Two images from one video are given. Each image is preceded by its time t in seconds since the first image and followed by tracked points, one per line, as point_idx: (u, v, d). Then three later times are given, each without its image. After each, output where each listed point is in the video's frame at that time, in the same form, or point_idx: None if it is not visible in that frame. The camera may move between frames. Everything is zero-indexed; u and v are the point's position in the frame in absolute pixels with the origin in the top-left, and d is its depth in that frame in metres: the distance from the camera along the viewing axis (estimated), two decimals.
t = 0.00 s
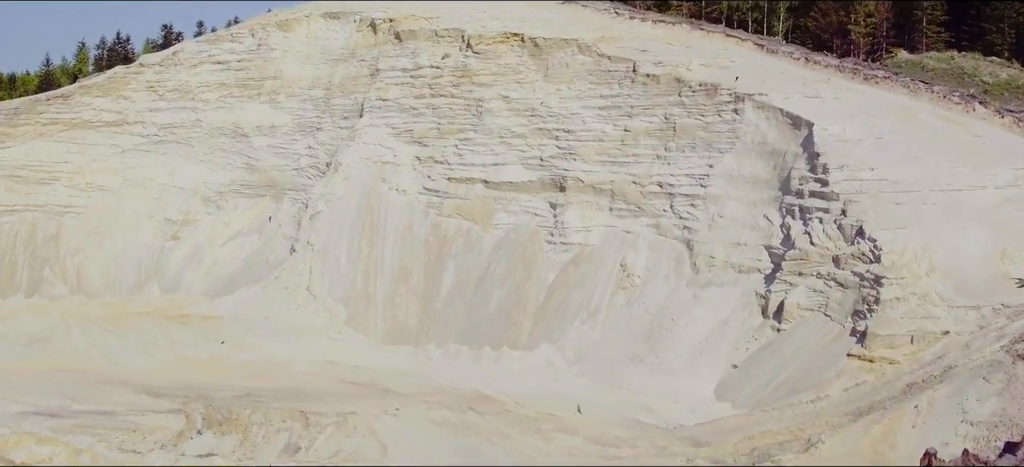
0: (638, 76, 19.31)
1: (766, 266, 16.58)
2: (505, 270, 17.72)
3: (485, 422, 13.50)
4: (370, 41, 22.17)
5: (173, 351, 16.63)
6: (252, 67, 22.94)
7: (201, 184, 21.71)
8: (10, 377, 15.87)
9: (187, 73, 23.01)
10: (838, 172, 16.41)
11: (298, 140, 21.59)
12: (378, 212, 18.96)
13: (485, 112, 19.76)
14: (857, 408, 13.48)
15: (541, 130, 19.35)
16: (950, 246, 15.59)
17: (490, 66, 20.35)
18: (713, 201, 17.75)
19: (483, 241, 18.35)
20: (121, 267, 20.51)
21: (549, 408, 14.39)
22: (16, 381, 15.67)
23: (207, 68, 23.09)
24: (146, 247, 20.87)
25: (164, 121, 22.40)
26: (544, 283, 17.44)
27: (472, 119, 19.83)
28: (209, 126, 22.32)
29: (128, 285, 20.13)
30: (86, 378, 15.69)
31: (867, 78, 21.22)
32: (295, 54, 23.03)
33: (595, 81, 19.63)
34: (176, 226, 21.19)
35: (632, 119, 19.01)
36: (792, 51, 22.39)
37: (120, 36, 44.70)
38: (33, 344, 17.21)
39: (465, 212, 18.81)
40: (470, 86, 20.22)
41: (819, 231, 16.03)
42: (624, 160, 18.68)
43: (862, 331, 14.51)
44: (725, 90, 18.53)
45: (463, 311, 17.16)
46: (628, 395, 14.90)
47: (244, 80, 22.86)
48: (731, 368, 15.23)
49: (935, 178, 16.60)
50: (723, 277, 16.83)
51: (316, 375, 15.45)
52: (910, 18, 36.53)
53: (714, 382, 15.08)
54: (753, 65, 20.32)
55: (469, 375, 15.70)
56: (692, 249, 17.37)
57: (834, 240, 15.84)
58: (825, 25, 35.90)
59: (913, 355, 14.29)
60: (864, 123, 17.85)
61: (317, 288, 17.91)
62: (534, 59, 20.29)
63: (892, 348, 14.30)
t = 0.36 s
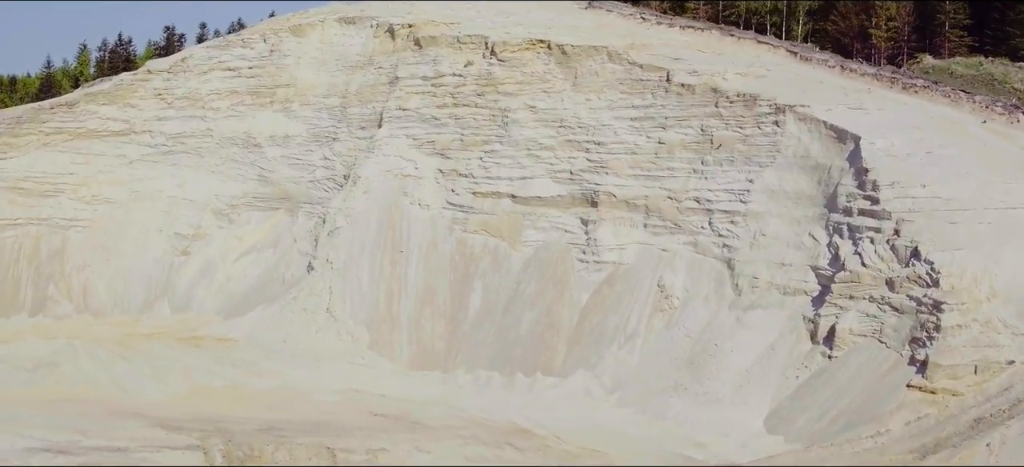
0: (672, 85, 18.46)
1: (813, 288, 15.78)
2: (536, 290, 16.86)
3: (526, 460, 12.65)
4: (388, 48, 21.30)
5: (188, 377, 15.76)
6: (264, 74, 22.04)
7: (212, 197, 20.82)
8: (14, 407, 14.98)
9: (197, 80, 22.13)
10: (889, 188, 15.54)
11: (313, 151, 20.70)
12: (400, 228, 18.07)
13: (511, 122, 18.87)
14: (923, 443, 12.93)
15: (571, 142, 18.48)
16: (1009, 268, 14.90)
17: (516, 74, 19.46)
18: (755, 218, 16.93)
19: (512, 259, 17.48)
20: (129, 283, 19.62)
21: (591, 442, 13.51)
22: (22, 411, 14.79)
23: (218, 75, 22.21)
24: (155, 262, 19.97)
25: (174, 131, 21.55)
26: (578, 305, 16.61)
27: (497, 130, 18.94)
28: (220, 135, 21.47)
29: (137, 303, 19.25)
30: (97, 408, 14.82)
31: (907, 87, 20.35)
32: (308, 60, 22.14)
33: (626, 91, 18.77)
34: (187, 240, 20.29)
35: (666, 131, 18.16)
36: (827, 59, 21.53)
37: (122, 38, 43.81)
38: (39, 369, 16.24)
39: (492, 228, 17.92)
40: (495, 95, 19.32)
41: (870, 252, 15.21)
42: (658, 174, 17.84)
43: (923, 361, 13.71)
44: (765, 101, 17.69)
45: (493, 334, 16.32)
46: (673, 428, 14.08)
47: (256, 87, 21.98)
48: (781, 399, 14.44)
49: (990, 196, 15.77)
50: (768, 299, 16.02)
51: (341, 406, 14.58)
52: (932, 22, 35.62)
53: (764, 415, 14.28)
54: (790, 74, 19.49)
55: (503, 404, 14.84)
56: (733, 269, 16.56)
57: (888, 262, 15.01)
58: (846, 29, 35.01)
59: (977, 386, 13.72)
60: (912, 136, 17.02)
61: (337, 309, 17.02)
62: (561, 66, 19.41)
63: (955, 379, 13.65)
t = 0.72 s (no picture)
0: (709, 96, 17.60)
1: (864, 313, 15.00)
2: (569, 314, 16.00)
3: None
4: (408, 54, 20.40)
5: (202, 407, 14.90)
6: (277, 82, 21.13)
7: (224, 211, 19.95)
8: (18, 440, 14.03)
9: (207, 88, 21.22)
10: (945, 207, 14.70)
11: (330, 164, 19.81)
12: (424, 246, 17.19)
13: (539, 135, 17.99)
14: None
15: (603, 156, 17.61)
16: None
17: (544, 83, 18.53)
18: (800, 237, 16.12)
19: (543, 280, 16.62)
20: (138, 303, 18.78)
21: None
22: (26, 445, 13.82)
23: (228, 83, 21.29)
24: (165, 280, 19.11)
25: (183, 141, 20.66)
26: (615, 329, 15.76)
27: (525, 142, 18.06)
28: (232, 146, 20.58)
29: (146, 324, 18.40)
30: (105, 442, 13.85)
31: (950, 97, 19.40)
32: (323, 67, 21.21)
33: (660, 102, 17.91)
34: (198, 257, 19.40)
35: (703, 144, 17.31)
36: (864, 68, 20.63)
37: (126, 41, 42.96)
38: (45, 399, 15.38)
39: (521, 246, 17.05)
40: (522, 106, 18.43)
41: (928, 276, 14.46)
42: (696, 191, 17.02)
43: (991, 393, 13.10)
44: (808, 113, 16.82)
45: (527, 361, 15.48)
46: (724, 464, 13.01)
47: (269, 95, 21.08)
48: (837, 433, 13.62)
49: None
50: (818, 324, 15.23)
51: (368, 440, 13.67)
52: (955, 26, 34.63)
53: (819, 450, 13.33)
54: (830, 84, 18.64)
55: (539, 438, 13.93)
56: (779, 293, 15.75)
57: (946, 287, 14.29)
58: (868, 33, 34.04)
59: None
60: (965, 152, 16.18)
61: (360, 333, 16.12)
62: (591, 76, 18.53)
63: None
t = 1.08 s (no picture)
0: (749, 109, 16.76)
1: (921, 340, 14.22)
2: (606, 341, 15.13)
3: None
4: (428, 63, 19.50)
5: (219, 440, 13.94)
6: (291, 91, 20.23)
7: (236, 226, 19.01)
8: None
9: (218, 97, 20.34)
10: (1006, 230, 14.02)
11: (348, 177, 18.93)
12: (450, 267, 16.31)
13: (570, 149, 17.12)
14: None
15: (637, 171, 16.75)
16: None
17: (574, 94, 17.67)
18: (848, 259, 15.32)
19: (577, 304, 15.76)
20: (146, 324, 17.83)
21: None
22: None
23: (240, 91, 20.39)
24: (175, 300, 18.19)
25: (193, 153, 19.78)
26: (655, 357, 14.93)
27: (554, 156, 17.19)
28: (244, 158, 19.68)
29: (155, 347, 17.46)
30: None
31: (996, 109, 18.48)
32: (339, 76, 20.30)
33: (697, 115, 17.07)
34: (209, 275, 18.50)
35: (744, 160, 16.47)
36: (904, 78, 19.76)
37: (127, 43, 42.00)
38: (50, 432, 14.38)
39: (553, 267, 16.18)
40: (551, 118, 17.56)
41: (990, 304, 13.68)
42: (737, 209, 16.18)
43: None
44: (855, 128, 15.98)
45: (563, 391, 14.63)
46: None
47: (283, 105, 20.19)
48: None
49: None
50: (871, 353, 14.43)
51: None
52: (979, 31, 33.75)
53: None
54: (873, 96, 17.81)
55: None
56: (828, 318, 14.95)
57: (1011, 316, 13.54)
58: (889, 38, 33.15)
59: None
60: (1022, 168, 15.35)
61: (384, 360, 15.20)
62: (623, 87, 17.69)
63: None
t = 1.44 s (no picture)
0: (793, 122, 15.90)
1: (984, 370, 13.55)
2: (646, 370, 14.28)
3: None
4: (449, 71, 18.61)
5: None
6: (305, 100, 19.31)
7: (249, 243, 18.10)
8: None
9: (229, 107, 19.41)
10: None
11: (366, 192, 18.02)
12: (479, 289, 15.44)
13: (603, 163, 16.23)
14: None
15: (675, 188, 15.91)
16: None
17: (606, 105, 16.78)
18: (902, 283, 14.46)
19: (614, 329, 14.90)
20: (155, 348, 16.94)
21: None
22: None
23: (251, 100, 19.46)
24: (185, 322, 17.29)
25: (203, 165, 18.87)
26: (700, 388, 14.10)
27: (587, 172, 16.30)
28: (257, 171, 18.78)
29: (165, 373, 16.58)
30: None
31: None
32: (355, 84, 19.37)
33: (737, 128, 16.22)
34: (221, 295, 17.60)
35: (788, 177, 15.61)
36: (947, 87, 18.84)
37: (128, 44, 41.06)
38: None
39: (587, 290, 15.32)
40: (583, 130, 16.67)
41: None
42: (781, 228, 15.32)
43: None
44: (907, 143, 15.11)
45: (602, 424, 13.77)
46: None
47: (297, 115, 19.27)
48: None
49: None
50: (931, 384, 13.66)
51: None
52: (1003, 35, 32.90)
53: None
54: (919, 108, 16.95)
55: None
56: (882, 346, 14.14)
57: None
58: (912, 43, 32.27)
59: None
60: None
61: (411, 391, 14.27)
62: (658, 98, 16.81)
63: None
